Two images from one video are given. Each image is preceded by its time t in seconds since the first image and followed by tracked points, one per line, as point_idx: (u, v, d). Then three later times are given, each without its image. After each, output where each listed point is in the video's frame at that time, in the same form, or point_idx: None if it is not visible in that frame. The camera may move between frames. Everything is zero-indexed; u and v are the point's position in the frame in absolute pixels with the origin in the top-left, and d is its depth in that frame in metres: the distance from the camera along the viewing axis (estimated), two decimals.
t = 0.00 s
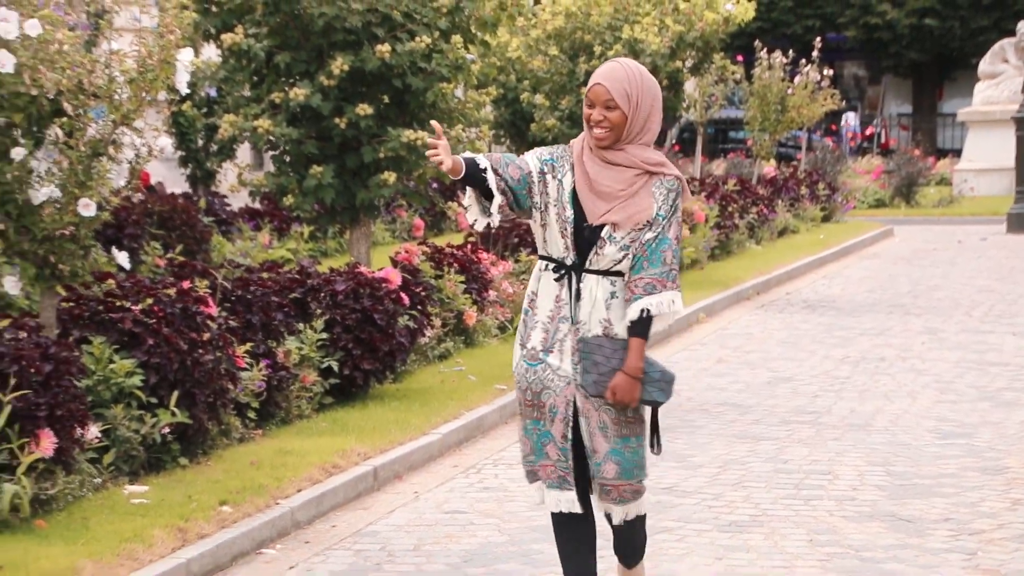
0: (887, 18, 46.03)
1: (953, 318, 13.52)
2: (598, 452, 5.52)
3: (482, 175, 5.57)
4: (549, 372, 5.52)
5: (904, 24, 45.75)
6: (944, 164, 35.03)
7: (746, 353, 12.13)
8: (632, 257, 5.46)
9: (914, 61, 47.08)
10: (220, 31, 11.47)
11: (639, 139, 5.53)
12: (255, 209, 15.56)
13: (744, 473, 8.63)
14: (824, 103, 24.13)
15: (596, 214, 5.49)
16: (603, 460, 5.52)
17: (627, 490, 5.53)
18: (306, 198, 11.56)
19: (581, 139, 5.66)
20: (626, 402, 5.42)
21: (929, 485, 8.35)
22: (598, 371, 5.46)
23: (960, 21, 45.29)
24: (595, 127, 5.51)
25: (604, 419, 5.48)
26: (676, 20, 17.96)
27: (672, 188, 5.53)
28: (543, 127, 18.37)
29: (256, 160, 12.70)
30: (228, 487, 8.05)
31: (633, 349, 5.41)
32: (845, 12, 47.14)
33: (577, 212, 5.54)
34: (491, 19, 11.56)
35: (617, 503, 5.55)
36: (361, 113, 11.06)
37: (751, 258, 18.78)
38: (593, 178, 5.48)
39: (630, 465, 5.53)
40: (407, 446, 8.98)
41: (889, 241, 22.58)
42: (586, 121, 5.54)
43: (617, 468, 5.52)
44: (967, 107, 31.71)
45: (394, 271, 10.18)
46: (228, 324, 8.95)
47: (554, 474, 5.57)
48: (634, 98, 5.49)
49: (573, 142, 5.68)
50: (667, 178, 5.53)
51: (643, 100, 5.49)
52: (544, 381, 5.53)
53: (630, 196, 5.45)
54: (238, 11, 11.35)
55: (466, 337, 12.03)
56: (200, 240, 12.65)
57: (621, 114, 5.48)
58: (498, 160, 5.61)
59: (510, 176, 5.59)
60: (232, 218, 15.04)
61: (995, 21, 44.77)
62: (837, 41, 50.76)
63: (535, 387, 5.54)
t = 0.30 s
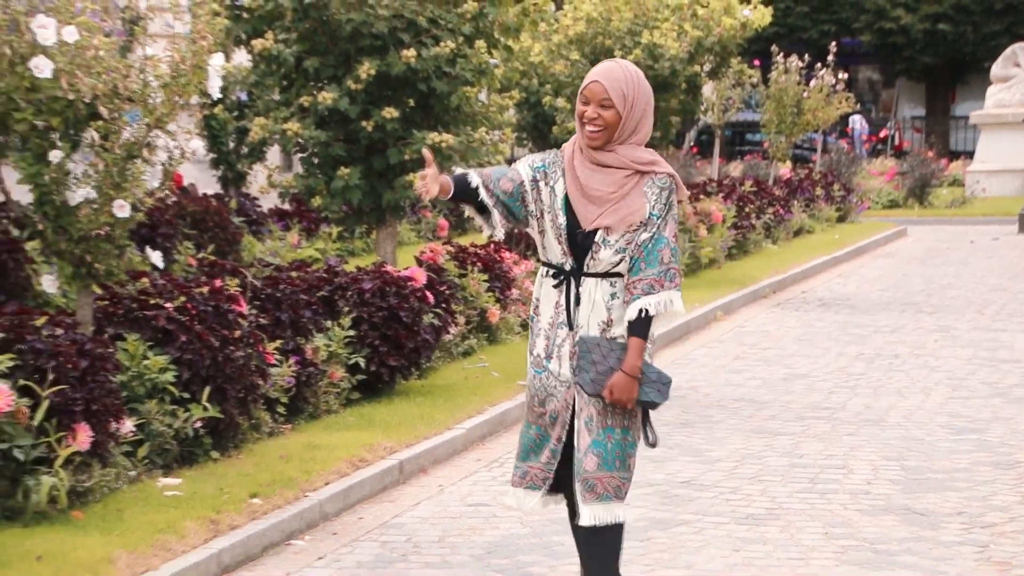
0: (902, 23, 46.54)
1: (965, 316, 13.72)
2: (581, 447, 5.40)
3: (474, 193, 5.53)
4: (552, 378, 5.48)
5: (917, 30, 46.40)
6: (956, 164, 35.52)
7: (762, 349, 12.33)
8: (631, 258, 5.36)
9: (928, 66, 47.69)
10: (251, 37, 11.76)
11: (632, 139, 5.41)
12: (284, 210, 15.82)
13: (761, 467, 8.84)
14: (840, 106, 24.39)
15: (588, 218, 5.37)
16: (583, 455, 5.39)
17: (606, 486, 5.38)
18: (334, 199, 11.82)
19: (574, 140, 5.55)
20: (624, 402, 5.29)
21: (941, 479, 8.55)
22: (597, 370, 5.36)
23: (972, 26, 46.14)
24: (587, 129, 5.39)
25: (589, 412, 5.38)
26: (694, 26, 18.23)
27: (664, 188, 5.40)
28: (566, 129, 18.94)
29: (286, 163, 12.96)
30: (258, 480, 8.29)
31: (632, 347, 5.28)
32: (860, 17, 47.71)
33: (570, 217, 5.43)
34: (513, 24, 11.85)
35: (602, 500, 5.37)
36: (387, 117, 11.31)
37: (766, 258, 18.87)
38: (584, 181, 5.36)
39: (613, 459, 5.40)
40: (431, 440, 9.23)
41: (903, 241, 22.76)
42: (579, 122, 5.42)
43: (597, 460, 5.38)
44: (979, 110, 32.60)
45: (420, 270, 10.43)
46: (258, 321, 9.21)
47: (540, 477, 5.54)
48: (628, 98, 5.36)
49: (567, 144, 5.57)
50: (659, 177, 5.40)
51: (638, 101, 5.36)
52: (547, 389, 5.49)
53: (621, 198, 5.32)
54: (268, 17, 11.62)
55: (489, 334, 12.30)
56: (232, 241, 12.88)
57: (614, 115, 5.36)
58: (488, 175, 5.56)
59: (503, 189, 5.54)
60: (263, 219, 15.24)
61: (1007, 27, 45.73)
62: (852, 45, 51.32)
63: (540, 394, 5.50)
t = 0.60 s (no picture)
0: (915, 28, 47.49)
1: (977, 314, 13.94)
2: (585, 464, 5.60)
3: (455, 204, 5.63)
4: (547, 383, 5.63)
5: (931, 35, 47.14)
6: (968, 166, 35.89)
7: (778, 347, 12.56)
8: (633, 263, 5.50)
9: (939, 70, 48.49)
10: (281, 42, 12.09)
11: (629, 141, 5.55)
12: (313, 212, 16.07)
13: (776, 461, 9.07)
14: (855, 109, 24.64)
15: (585, 220, 5.50)
16: (587, 474, 5.60)
17: (608, 503, 5.64)
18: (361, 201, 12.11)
19: (573, 145, 5.69)
20: (646, 411, 5.49)
21: (954, 474, 8.78)
22: (620, 384, 5.48)
23: (984, 32, 46.92)
24: (584, 133, 5.53)
25: (592, 429, 5.56)
26: (713, 32, 18.56)
27: (662, 189, 5.53)
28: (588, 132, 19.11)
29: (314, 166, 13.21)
30: (288, 473, 8.56)
31: (651, 359, 5.43)
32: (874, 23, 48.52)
33: (566, 220, 5.57)
34: (536, 31, 12.09)
35: (598, 517, 5.63)
36: (414, 121, 11.57)
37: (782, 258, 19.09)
38: (582, 182, 5.50)
39: (613, 474, 5.63)
40: (456, 435, 9.50)
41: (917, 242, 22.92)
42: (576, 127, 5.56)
43: (601, 479, 5.61)
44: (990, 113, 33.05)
45: (445, 270, 10.72)
46: (288, 319, 9.48)
47: (549, 487, 5.74)
48: (624, 102, 5.50)
49: (566, 148, 5.71)
50: (657, 178, 5.52)
51: (634, 104, 5.51)
52: (543, 394, 5.65)
53: (617, 199, 5.46)
54: (299, 24, 11.95)
55: (512, 332, 12.54)
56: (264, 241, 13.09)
57: (611, 119, 5.50)
58: (472, 182, 5.68)
59: (488, 197, 5.66)
60: (293, 221, 15.49)
61: (1018, 32, 46.47)
62: (866, 50, 51.84)
63: (534, 398, 5.68)
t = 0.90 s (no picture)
0: (926, 40, 48.06)
1: (987, 314, 14.31)
2: (598, 465, 5.55)
3: (441, 219, 5.58)
4: (555, 377, 5.45)
5: (941, 46, 48.03)
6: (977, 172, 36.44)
7: (795, 345, 12.95)
8: (630, 271, 5.43)
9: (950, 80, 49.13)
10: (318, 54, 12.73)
11: (629, 150, 5.45)
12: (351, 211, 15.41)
13: (793, 454, 9.47)
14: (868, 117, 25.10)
15: (587, 229, 5.41)
16: (603, 475, 5.54)
17: (628, 505, 5.54)
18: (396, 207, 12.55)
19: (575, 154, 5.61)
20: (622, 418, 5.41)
21: (963, 467, 9.16)
22: (598, 387, 5.42)
23: (993, 43, 47.69)
24: (582, 143, 5.44)
25: (605, 435, 5.50)
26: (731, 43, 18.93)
27: (663, 199, 5.44)
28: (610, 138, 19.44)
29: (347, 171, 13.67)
30: (326, 465, 8.98)
31: (632, 367, 5.36)
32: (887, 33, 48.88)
33: (567, 228, 5.49)
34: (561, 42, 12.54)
35: (619, 517, 5.54)
36: (445, 127, 12.35)
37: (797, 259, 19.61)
38: (582, 192, 5.41)
39: (631, 480, 5.54)
40: (485, 430, 9.94)
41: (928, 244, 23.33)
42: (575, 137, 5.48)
43: (617, 482, 5.54)
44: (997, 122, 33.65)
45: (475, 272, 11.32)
46: (326, 317, 9.90)
47: (545, 473, 5.35)
48: (620, 111, 5.40)
49: (567, 156, 5.62)
50: (658, 187, 5.43)
51: (631, 112, 5.41)
52: (544, 384, 5.44)
53: (618, 208, 5.37)
54: (336, 35, 12.58)
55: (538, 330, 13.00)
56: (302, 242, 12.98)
57: (607, 129, 5.40)
58: (461, 198, 5.59)
59: (477, 212, 5.59)
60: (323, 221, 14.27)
61: None
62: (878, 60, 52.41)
63: (536, 386, 5.43)
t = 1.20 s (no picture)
0: (951, 52, 48.39)
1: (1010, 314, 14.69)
2: (596, 485, 5.31)
3: (428, 241, 5.46)
4: (551, 398, 5.27)
5: (966, 58, 48.48)
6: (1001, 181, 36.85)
7: (824, 344, 13.35)
8: (624, 284, 5.25)
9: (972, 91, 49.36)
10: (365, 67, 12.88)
11: (614, 164, 5.27)
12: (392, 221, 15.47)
13: (822, 449, 9.87)
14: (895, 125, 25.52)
15: (576, 243, 5.24)
16: (600, 495, 5.32)
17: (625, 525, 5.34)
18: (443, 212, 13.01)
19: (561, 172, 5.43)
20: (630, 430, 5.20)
21: (987, 461, 9.54)
22: (603, 403, 5.24)
23: (1017, 55, 48.19)
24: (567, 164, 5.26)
25: (602, 455, 5.27)
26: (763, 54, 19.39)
27: (651, 209, 5.27)
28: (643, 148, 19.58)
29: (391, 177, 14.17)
30: (375, 458, 9.45)
31: (637, 379, 5.17)
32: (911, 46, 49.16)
33: (557, 244, 5.31)
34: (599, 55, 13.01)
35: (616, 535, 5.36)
36: (489, 137, 12.61)
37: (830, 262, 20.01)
38: (569, 208, 5.24)
39: (628, 501, 5.32)
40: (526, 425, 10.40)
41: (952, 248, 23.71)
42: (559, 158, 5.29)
43: (614, 503, 5.31)
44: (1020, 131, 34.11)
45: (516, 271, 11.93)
46: (375, 317, 10.42)
47: (552, 500, 5.26)
48: (603, 131, 5.20)
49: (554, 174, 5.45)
50: (645, 198, 5.26)
51: (615, 131, 5.21)
52: (541, 406, 5.28)
53: (606, 220, 5.19)
54: (385, 48, 12.73)
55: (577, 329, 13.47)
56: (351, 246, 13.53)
57: (592, 152, 5.21)
58: (448, 221, 5.48)
59: (464, 233, 5.49)
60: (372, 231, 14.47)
61: None
62: (905, 72, 52.74)
63: (535, 409, 5.29)
